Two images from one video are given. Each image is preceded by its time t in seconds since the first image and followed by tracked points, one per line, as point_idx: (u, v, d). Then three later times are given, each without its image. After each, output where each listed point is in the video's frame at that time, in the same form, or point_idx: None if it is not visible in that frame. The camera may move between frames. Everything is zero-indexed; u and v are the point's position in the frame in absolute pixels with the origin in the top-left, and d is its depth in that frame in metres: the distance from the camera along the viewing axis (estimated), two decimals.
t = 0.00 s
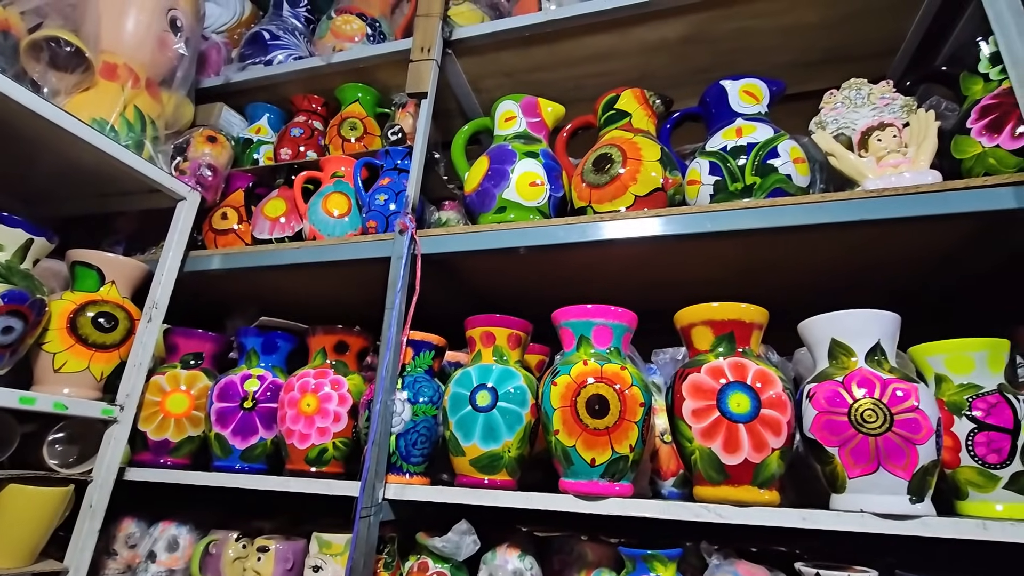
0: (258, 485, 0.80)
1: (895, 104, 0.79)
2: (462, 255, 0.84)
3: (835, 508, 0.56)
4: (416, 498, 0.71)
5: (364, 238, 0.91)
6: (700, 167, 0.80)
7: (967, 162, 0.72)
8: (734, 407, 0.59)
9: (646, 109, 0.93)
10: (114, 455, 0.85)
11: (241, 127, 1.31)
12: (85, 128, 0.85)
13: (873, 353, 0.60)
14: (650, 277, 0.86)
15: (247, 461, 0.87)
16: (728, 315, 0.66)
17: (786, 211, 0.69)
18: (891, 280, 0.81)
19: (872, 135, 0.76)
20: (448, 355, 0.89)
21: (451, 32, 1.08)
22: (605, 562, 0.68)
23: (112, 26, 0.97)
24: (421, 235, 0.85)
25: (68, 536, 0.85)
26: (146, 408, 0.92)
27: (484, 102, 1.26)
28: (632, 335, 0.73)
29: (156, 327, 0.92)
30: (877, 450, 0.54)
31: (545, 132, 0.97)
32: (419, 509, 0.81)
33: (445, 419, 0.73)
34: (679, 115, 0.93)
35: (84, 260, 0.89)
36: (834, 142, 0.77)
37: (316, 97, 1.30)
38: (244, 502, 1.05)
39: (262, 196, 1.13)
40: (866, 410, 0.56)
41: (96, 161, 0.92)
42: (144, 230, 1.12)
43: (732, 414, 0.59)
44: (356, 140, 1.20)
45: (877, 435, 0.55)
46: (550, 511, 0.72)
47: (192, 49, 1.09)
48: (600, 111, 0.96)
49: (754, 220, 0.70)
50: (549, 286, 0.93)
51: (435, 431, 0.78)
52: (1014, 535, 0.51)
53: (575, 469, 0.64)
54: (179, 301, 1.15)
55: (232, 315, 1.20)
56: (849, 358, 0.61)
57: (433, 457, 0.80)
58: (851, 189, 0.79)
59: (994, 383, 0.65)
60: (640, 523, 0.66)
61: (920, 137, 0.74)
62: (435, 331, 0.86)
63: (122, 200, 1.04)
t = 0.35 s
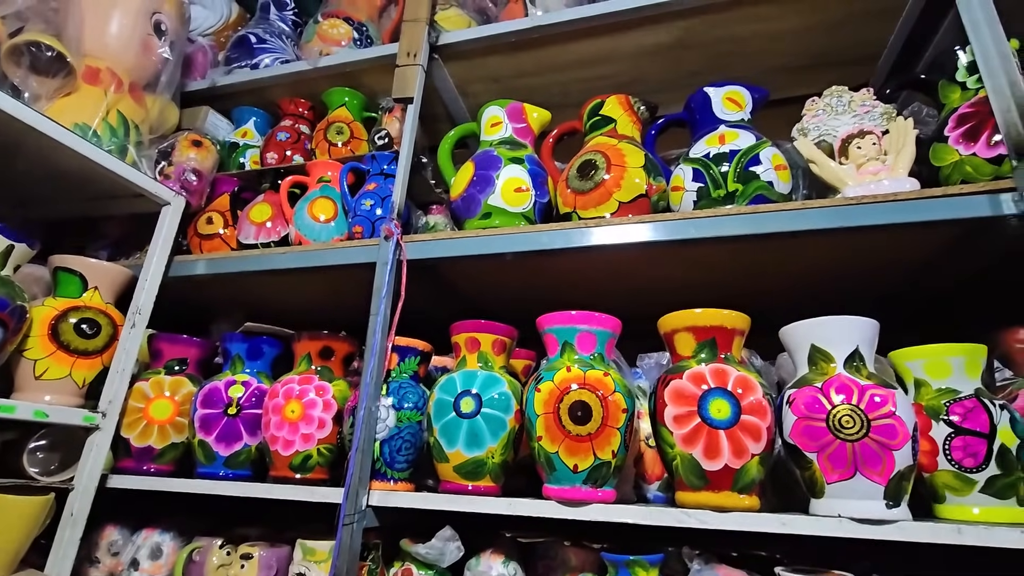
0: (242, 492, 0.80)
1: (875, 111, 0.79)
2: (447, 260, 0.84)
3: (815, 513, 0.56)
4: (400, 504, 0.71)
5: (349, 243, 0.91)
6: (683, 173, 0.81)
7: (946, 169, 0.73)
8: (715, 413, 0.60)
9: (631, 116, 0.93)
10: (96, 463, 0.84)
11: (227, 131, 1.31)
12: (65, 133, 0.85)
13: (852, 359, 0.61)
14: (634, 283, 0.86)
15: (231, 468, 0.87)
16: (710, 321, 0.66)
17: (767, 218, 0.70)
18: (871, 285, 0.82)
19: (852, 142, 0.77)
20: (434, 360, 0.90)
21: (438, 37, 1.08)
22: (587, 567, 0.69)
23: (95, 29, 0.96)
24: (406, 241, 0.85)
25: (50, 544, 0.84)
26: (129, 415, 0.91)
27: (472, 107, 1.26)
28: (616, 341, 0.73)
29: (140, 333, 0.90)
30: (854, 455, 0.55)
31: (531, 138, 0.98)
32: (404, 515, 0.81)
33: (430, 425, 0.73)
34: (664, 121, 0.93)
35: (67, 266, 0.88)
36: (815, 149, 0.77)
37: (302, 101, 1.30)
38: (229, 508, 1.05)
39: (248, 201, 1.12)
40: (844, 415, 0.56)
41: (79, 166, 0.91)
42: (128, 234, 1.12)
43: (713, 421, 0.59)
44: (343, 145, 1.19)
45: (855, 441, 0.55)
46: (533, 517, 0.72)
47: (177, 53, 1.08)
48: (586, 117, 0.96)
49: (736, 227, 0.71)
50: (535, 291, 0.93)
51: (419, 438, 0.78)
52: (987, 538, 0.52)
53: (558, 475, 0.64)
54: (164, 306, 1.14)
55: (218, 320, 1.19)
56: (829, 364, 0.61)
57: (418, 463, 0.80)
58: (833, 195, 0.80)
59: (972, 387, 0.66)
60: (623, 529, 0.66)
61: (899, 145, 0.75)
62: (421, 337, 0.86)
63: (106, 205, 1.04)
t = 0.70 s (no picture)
0: (221, 496, 0.79)
1: (855, 115, 0.80)
2: (429, 263, 0.84)
3: (792, 516, 0.57)
4: (380, 509, 0.70)
5: (332, 245, 0.90)
6: (665, 176, 0.81)
7: (922, 174, 0.73)
8: (693, 416, 0.60)
9: (615, 118, 0.93)
10: (73, 467, 0.83)
11: (210, 131, 1.30)
12: (42, 133, 0.83)
13: (829, 362, 0.61)
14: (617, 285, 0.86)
15: (211, 472, 0.86)
16: (690, 324, 0.66)
17: (747, 222, 0.70)
18: (851, 288, 0.83)
19: (832, 146, 0.78)
20: (417, 363, 0.89)
21: (422, 39, 1.07)
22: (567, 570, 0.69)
23: (74, 29, 0.95)
24: (389, 243, 0.85)
25: (25, 550, 0.83)
26: (107, 419, 0.90)
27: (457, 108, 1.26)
28: (597, 344, 0.73)
29: (118, 335, 0.89)
30: (831, 458, 0.55)
31: (515, 140, 0.97)
32: (386, 519, 0.81)
33: (411, 429, 0.73)
34: (647, 124, 0.93)
35: (44, 268, 0.87)
36: (795, 152, 0.78)
37: (287, 102, 1.29)
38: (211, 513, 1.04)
39: (231, 202, 1.12)
40: (821, 418, 0.57)
41: (56, 167, 0.90)
42: (109, 236, 1.10)
43: (692, 424, 0.60)
44: (327, 146, 1.19)
45: (831, 444, 0.56)
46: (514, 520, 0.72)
47: (158, 52, 1.07)
48: (570, 119, 0.96)
49: (716, 230, 0.71)
50: (518, 293, 0.93)
51: (401, 441, 0.77)
52: (961, 541, 0.52)
53: (538, 479, 0.64)
54: (145, 308, 1.13)
55: (200, 322, 1.18)
56: (807, 366, 0.62)
57: (400, 466, 0.79)
58: (813, 199, 0.80)
59: (949, 390, 0.67)
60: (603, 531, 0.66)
61: (877, 149, 0.75)
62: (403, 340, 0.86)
63: (85, 206, 1.02)
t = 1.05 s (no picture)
0: (199, 500, 0.79)
1: (836, 120, 0.81)
2: (412, 265, 0.83)
3: (768, 519, 0.57)
4: (359, 512, 0.70)
5: (314, 246, 0.90)
6: (647, 180, 0.81)
7: (901, 179, 0.74)
8: (672, 419, 0.60)
9: (598, 121, 0.93)
10: (48, 470, 0.82)
11: (193, 130, 1.29)
12: (17, 132, 0.82)
13: (807, 366, 0.62)
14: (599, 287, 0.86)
15: (190, 475, 0.85)
16: (670, 328, 0.66)
17: (727, 226, 0.71)
18: (831, 291, 0.83)
19: (812, 150, 0.78)
20: (399, 365, 0.89)
21: (407, 39, 1.07)
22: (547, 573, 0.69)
23: (52, 26, 0.94)
24: (371, 245, 0.84)
25: None
26: (85, 421, 0.89)
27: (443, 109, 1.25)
28: (579, 347, 0.73)
29: (96, 337, 0.88)
30: (807, 462, 0.56)
31: (499, 141, 0.97)
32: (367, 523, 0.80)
33: (390, 432, 0.72)
34: (631, 127, 0.93)
35: (21, 268, 0.86)
36: (777, 157, 0.78)
37: (271, 102, 1.28)
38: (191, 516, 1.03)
39: (213, 202, 1.11)
40: (797, 422, 0.57)
41: (34, 166, 0.89)
42: (89, 236, 1.09)
43: (670, 427, 0.60)
44: (311, 146, 1.18)
45: (807, 447, 0.56)
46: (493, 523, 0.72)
47: (140, 50, 1.06)
48: (554, 121, 0.96)
49: (697, 233, 0.71)
50: (502, 295, 0.93)
51: (381, 444, 0.77)
52: (933, 544, 0.53)
53: (517, 482, 0.64)
54: (125, 309, 1.12)
55: (181, 323, 1.17)
56: (784, 370, 0.62)
57: (380, 469, 0.79)
58: (794, 203, 0.81)
59: (926, 394, 0.67)
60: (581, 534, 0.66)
61: (857, 153, 0.76)
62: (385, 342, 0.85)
63: (64, 205, 1.01)
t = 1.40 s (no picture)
0: (183, 503, 0.78)
1: (824, 125, 0.81)
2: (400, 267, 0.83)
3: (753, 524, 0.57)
4: (345, 516, 0.70)
5: (302, 247, 0.89)
6: (636, 183, 0.81)
7: (887, 184, 0.74)
8: (658, 424, 0.60)
9: (588, 124, 0.93)
10: (31, 473, 0.81)
11: (182, 129, 1.28)
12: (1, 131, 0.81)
13: (792, 371, 0.62)
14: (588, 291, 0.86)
15: (175, 478, 0.85)
16: (657, 332, 0.66)
17: (715, 230, 0.71)
18: (819, 295, 0.84)
19: (800, 155, 0.78)
20: (387, 368, 0.89)
21: (397, 40, 1.07)
22: None
23: (38, 24, 0.93)
24: (359, 247, 0.84)
25: None
26: (69, 423, 0.88)
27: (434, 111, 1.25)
28: (566, 350, 0.73)
29: (81, 338, 0.87)
30: (791, 467, 0.56)
31: (489, 144, 0.97)
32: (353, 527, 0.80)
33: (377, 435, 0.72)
34: (621, 130, 0.93)
35: (4, 268, 0.85)
36: (765, 161, 0.78)
37: (261, 101, 1.28)
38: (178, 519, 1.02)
39: (201, 202, 1.10)
40: (782, 427, 0.57)
41: (18, 165, 0.88)
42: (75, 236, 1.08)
43: (656, 432, 0.60)
44: (301, 147, 1.17)
45: (791, 452, 0.56)
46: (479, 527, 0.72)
47: (127, 49, 1.05)
48: (544, 124, 0.96)
49: (685, 238, 0.71)
50: (491, 297, 0.93)
51: (368, 447, 0.77)
52: (914, 550, 0.53)
53: (503, 486, 0.64)
54: (112, 310, 1.11)
55: (169, 324, 1.16)
56: (770, 375, 0.62)
57: (367, 473, 0.78)
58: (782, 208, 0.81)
59: (910, 398, 0.67)
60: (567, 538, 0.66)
61: (844, 159, 0.76)
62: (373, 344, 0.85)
63: (50, 205, 1.00)
